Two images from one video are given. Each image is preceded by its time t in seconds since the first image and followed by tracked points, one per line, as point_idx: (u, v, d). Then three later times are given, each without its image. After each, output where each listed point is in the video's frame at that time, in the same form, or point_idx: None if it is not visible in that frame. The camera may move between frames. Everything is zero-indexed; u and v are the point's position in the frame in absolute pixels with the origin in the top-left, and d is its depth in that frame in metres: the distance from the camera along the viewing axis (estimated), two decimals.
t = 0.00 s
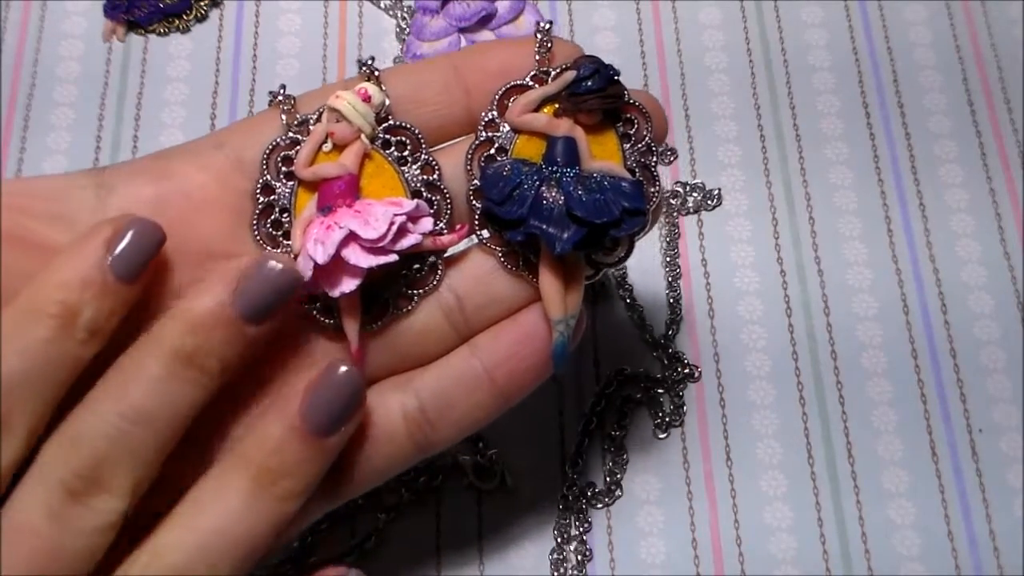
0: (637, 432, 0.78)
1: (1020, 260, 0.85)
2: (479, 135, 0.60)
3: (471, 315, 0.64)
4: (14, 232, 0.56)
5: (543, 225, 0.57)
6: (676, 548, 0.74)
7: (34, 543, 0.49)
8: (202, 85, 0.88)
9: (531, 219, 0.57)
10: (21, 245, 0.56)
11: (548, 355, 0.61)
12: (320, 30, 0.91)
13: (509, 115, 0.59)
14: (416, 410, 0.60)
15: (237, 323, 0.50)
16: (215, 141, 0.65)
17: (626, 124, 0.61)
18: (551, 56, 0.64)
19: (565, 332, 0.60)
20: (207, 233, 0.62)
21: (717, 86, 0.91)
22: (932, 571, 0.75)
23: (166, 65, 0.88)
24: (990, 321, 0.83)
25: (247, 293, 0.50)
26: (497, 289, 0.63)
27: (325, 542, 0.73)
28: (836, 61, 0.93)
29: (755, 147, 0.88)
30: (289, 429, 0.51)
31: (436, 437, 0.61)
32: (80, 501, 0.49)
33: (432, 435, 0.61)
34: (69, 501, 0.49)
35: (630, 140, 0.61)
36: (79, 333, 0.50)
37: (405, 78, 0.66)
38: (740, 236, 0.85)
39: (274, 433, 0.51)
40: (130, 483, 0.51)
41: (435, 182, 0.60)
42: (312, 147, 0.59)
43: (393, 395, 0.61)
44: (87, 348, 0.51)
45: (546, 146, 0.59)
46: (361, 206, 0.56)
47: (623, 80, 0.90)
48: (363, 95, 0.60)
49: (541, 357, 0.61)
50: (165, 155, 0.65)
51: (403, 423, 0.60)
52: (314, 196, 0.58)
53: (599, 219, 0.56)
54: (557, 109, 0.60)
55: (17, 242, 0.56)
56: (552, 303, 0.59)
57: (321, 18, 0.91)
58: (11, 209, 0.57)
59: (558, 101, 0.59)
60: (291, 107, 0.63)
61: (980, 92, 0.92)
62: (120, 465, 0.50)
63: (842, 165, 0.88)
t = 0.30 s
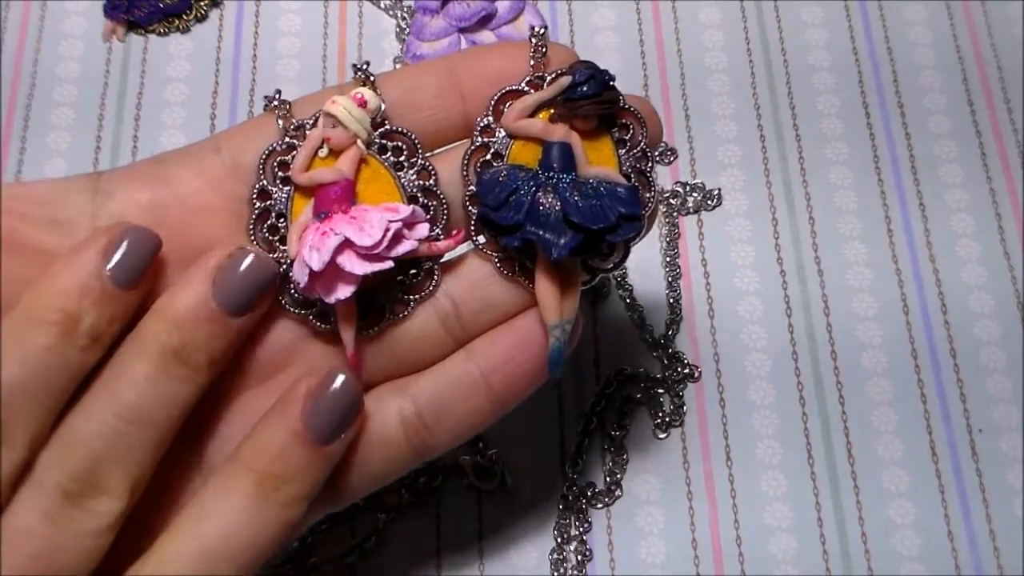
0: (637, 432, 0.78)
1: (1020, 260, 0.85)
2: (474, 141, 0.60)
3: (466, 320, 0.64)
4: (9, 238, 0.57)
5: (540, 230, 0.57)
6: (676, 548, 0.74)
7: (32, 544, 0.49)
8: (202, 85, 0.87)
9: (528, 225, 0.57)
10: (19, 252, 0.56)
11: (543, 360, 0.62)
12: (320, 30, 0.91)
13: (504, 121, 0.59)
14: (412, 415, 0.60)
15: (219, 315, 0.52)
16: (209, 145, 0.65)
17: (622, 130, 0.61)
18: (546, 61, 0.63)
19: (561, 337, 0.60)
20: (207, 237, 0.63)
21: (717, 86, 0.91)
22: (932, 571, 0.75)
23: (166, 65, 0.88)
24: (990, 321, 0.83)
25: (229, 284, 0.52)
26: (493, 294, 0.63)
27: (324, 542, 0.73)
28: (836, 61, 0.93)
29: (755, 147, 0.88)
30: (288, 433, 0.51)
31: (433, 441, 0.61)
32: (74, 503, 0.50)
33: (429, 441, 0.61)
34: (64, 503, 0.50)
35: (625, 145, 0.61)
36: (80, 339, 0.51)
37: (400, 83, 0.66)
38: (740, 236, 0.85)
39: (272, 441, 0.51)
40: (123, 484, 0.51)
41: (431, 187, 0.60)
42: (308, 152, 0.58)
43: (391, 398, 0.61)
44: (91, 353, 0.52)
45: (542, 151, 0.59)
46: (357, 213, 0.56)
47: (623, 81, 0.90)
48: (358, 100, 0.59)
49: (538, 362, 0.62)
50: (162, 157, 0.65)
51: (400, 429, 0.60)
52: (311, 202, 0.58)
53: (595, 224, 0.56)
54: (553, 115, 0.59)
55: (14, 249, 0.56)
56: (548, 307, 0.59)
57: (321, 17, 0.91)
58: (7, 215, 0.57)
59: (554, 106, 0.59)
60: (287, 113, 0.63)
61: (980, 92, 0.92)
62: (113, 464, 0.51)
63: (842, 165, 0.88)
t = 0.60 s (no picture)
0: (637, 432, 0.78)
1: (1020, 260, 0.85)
2: (473, 140, 0.60)
3: (464, 320, 0.64)
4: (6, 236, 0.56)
5: (538, 231, 0.57)
6: (676, 548, 0.74)
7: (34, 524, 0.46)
8: (202, 85, 0.88)
9: (526, 225, 0.57)
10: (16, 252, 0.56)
11: (542, 361, 0.62)
12: (320, 30, 0.91)
13: (503, 121, 0.59)
14: (410, 413, 0.61)
15: (226, 287, 0.50)
16: (209, 147, 0.65)
17: (621, 130, 0.61)
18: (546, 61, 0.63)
19: (558, 337, 0.59)
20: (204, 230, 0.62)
21: (716, 86, 0.91)
22: (932, 571, 0.75)
23: (166, 65, 0.88)
24: (990, 321, 0.83)
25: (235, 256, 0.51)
26: (492, 294, 0.63)
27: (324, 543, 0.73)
28: (836, 61, 0.93)
29: (755, 147, 0.88)
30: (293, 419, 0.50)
31: (431, 441, 0.61)
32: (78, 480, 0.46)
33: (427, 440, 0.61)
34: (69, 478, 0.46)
35: (625, 145, 0.61)
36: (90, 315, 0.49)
37: (399, 83, 0.66)
38: (740, 236, 0.85)
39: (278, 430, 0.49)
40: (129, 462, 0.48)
41: (433, 189, 0.60)
42: (311, 151, 0.58)
43: (389, 399, 0.61)
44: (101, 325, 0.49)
45: (541, 151, 0.59)
46: (358, 214, 0.55)
47: (622, 81, 0.90)
48: (363, 101, 0.59)
49: (536, 362, 0.62)
50: (161, 156, 0.65)
51: (398, 428, 0.61)
52: (312, 200, 0.58)
53: (594, 225, 0.56)
54: (553, 116, 0.59)
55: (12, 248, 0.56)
56: (546, 306, 0.59)
57: (321, 18, 0.91)
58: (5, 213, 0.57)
59: (554, 106, 0.59)
60: (289, 111, 0.63)
61: (980, 91, 0.92)
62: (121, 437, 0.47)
63: (842, 165, 0.88)
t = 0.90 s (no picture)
0: (637, 433, 0.78)
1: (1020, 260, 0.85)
2: (478, 145, 0.60)
3: (465, 326, 0.64)
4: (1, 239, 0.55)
5: (542, 238, 0.57)
6: (677, 548, 0.74)
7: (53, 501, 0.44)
8: (202, 85, 0.87)
9: (530, 232, 0.57)
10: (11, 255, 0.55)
11: (542, 368, 0.62)
12: (320, 30, 0.91)
13: (507, 126, 0.59)
14: (409, 420, 0.61)
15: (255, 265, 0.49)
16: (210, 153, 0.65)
17: (626, 136, 0.61)
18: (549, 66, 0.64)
19: (563, 346, 0.59)
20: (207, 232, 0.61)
21: (716, 86, 0.91)
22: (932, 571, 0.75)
23: (166, 65, 0.88)
24: (990, 320, 0.83)
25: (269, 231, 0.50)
26: (493, 301, 0.63)
27: (324, 542, 0.72)
28: (835, 61, 0.93)
29: (755, 147, 0.88)
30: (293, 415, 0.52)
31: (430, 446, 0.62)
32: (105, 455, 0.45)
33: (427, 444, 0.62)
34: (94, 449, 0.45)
35: (630, 152, 0.60)
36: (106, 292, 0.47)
37: (400, 87, 0.66)
38: (740, 236, 0.85)
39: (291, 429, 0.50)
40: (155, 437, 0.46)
41: (439, 190, 0.60)
42: (316, 150, 0.58)
43: (389, 406, 0.62)
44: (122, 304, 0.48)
45: (545, 157, 0.59)
46: (364, 213, 0.55)
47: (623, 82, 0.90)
48: (369, 100, 0.60)
49: (537, 370, 0.62)
50: (158, 158, 0.65)
51: (397, 433, 0.61)
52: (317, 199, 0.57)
53: (599, 233, 0.56)
54: (557, 121, 0.59)
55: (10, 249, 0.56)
56: (550, 317, 0.58)
57: (321, 18, 0.91)
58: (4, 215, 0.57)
59: (559, 112, 0.59)
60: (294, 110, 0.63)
61: (980, 91, 0.92)
62: (147, 407, 0.46)
63: (842, 165, 0.88)
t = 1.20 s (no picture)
0: (637, 433, 0.78)
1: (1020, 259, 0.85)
2: (478, 148, 0.60)
3: (464, 328, 0.64)
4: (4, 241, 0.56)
5: (542, 241, 0.56)
6: (677, 549, 0.74)
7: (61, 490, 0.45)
8: (202, 85, 0.88)
9: (530, 235, 0.56)
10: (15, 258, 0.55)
11: (540, 370, 0.62)
12: (320, 29, 0.91)
13: (506, 129, 0.59)
14: (408, 422, 0.61)
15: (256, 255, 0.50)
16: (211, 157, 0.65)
17: (627, 140, 0.61)
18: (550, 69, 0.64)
19: (561, 349, 0.58)
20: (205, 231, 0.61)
21: (716, 86, 0.91)
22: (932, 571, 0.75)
23: (166, 65, 0.88)
24: (990, 320, 0.83)
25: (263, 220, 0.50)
26: (491, 303, 0.63)
27: (324, 541, 0.73)
28: (835, 60, 0.93)
29: (755, 148, 0.88)
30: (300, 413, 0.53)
31: (428, 450, 0.62)
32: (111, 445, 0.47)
33: (425, 446, 0.61)
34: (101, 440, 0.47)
35: (630, 155, 0.61)
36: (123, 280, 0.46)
37: (399, 89, 0.66)
38: (740, 236, 0.85)
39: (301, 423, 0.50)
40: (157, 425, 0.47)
41: (438, 195, 0.60)
42: (316, 154, 0.58)
43: (387, 407, 0.62)
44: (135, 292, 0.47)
45: (545, 160, 0.59)
46: (362, 218, 0.55)
47: (623, 82, 0.90)
48: (369, 104, 0.59)
49: (536, 372, 0.62)
50: (158, 161, 0.65)
51: (396, 436, 0.61)
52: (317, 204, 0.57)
53: (599, 237, 0.55)
54: (558, 125, 0.59)
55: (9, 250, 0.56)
56: (550, 319, 0.58)
57: (321, 18, 0.91)
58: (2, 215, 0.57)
59: (559, 116, 0.59)
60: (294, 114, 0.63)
61: (980, 91, 0.92)
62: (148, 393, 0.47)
63: (842, 165, 0.88)
